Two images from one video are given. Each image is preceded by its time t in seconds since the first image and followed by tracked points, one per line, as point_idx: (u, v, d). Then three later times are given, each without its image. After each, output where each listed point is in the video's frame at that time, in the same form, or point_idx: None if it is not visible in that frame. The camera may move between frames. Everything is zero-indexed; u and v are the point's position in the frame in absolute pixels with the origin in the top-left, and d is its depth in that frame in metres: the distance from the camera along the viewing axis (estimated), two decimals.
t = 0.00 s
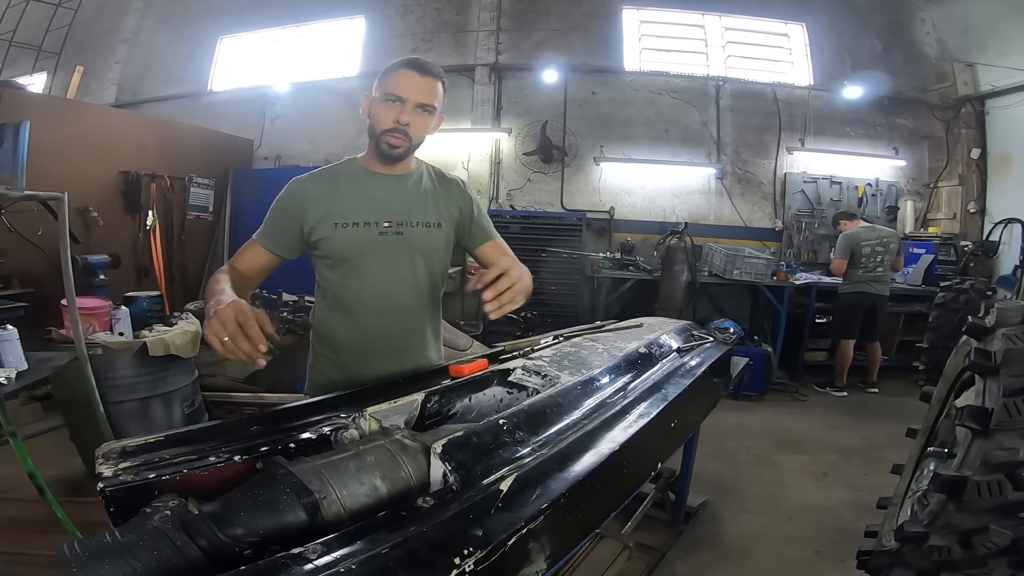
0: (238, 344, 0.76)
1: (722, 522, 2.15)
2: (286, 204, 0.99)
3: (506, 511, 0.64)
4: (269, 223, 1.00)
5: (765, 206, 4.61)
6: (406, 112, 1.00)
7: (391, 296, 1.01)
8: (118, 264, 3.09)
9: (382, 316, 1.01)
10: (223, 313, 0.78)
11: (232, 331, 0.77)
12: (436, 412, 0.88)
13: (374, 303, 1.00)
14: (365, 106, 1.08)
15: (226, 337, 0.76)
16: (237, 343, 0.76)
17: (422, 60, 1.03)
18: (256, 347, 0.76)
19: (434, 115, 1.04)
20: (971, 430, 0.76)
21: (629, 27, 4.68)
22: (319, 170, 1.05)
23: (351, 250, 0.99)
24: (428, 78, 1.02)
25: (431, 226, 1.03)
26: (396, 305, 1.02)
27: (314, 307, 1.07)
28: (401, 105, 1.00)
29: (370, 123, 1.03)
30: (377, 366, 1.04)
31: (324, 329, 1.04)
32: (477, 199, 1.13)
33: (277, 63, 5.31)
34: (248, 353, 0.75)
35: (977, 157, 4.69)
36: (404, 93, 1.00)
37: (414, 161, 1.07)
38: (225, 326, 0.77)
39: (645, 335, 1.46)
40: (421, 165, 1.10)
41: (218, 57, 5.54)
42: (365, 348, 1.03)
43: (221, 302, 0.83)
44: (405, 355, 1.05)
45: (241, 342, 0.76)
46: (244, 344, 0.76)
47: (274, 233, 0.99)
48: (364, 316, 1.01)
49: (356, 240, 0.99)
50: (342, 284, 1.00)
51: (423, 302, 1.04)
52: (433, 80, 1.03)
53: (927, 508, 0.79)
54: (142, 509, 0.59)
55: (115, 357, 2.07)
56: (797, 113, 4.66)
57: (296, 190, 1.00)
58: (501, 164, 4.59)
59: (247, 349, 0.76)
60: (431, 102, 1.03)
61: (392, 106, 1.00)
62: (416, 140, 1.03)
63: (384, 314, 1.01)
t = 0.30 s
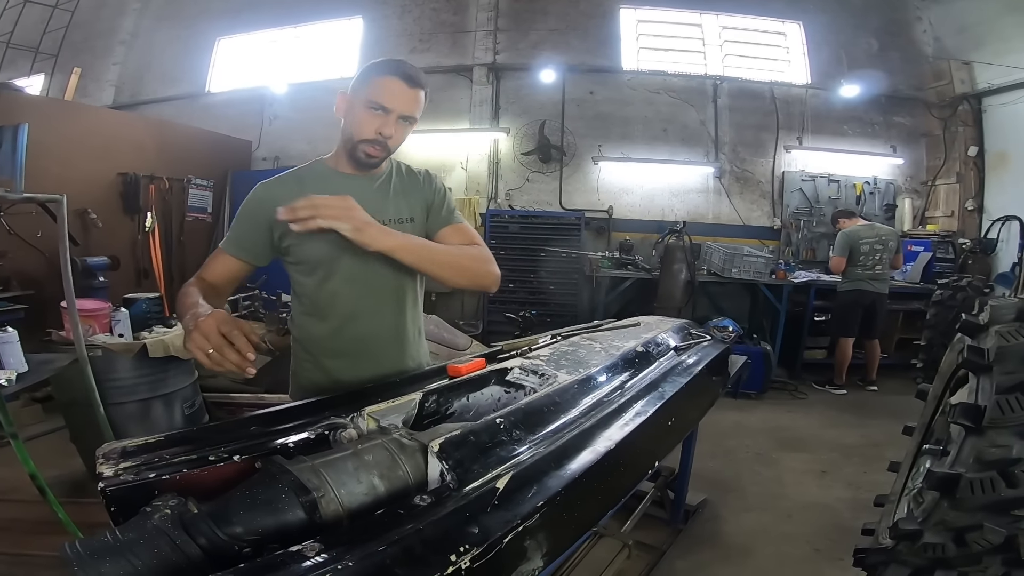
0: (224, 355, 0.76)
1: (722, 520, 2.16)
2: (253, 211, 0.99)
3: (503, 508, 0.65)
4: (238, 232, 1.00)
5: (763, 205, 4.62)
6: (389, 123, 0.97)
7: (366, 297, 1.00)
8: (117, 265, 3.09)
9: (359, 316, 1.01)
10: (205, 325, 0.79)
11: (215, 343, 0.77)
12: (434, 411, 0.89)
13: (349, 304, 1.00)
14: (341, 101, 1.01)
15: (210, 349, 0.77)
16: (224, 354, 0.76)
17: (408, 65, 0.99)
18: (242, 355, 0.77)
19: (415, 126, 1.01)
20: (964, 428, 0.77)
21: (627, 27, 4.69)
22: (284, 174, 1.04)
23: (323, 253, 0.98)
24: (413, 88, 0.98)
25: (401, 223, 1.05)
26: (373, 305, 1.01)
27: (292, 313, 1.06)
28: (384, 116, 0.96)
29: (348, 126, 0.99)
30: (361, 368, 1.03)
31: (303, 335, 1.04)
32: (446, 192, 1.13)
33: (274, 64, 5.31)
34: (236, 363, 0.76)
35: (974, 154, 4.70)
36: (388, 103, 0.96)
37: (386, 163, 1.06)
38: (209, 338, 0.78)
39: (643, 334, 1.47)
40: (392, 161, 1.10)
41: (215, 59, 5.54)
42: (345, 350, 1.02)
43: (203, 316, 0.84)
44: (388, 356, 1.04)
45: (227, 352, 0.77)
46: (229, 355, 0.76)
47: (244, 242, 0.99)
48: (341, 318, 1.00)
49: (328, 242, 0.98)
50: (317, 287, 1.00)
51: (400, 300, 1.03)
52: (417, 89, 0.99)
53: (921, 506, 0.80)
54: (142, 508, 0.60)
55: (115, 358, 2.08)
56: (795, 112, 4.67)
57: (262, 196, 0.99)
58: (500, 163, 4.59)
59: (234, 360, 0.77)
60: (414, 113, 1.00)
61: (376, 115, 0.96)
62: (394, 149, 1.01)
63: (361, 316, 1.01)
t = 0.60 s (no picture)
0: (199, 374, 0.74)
1: (720, 518, 2.16)
2: (227, 215, 0.96)
3: (495, 505, 0.65)
4: (211, 236, 0.96)
5: (760, 204, 4.63)
6: (360, 122, 0.96)
7: (349, 301, 1.00)
8: (114, 267, 3.09)
9: (340, 320, 1.01)
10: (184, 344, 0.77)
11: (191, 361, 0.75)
12: (429, 410, 0.89)
13: (330, 309, 0.99)
14: (314, 100, 1.02)
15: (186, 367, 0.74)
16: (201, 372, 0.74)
17: (379, 63, 0.98)
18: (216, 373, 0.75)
19: (389, 124, 1.01)
20: (955, 425, 0.77)
21: (623, 26, 4.70)
22: (257, 175, 1.01)
23: (302, 258, 0.97)
24: (385, 85, 0.98)
25: (384, 227, 1.03)
26: (357, 309, 1.01)
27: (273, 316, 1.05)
28: (355, 115, 0.96)
29: (320, 125, 0.99)
30: (342, 370, 1.04)
31: (286, 339, 1.03)
32: (426, 191, 1.12)
33: (270, 65, 5.31)
34: (208, 382, 0.73)
35: (969, 153, 4.68)
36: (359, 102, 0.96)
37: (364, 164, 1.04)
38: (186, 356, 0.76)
39: (638, 332, 1.47)
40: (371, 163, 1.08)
41: (212, 60, 5.54)
42: (326, 353, 1.03)
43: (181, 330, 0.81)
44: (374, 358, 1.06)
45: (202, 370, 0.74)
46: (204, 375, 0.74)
47: (218, 246, 0.96)
48: (325, 322, 1.00)
49: (308, 247, 0.97)
50: (298, 293, 0.99)
51: (384, 303, 1.04)
52: (391, 89, 0.98)
53: (914, 503, 0.81)
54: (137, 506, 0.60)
55: (112, 360, 2.09)
56: (791, 111, 4.68)
57: (237, 199, 0.96)
58: (496, 163, 4.59)
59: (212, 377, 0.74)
60: (387, 111, 0.99)
61: (347, 116, 0.96)
62: (369, 149, 1.00)
63: (345, 320, 1.01)
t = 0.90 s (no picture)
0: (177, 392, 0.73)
1: (718, 517, 2.16)
2: (221, 217, 0.93)
3: (489, 504, 0.65)
4: (204, 240, 0.93)
5: (757, 202, 4.63)
6: (345, 111, 0.97)
7: (351, 302, 1.00)
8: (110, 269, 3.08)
9: (340, 322, 1.00)
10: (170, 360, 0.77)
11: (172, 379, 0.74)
12: (424, 409, 0.89)
13: (331, 311, 0.98)
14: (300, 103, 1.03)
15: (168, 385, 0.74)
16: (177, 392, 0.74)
17: (359, 54, 1.00)
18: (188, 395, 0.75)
19: (375, 112, 1.01)
20: (951, 421, 0.76)
21: (619, 25, 4.70)
22: (247, 176, 0.98)
23: (303, 259, 0.95)
24: (367, 74, 0.99)
25: (383, 227, 1.03)
26: (358, 310, 1.01)
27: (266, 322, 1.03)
28: (339, 105, 0.97)
29: (307, 122, 0.99)
30: (341, 372, 1.03)
31: (281, 345, 1.01)
32: (417, 192, 1.15)
33: (266, 65, 5.30)
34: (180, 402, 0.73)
35: (965, 150, 4.72)
36: (342, 92, 0.97)
37: (357, 159, 1.04)
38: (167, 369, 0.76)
39: (635, 330, 1.47)
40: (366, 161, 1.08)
41: (207, 61, 5.53)
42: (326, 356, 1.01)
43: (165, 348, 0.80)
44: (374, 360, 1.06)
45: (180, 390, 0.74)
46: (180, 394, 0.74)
47: (212, 249, 0.92)
48: (326, 325, 0.99)
49: (310, 247, 0.95)
50: (296, 296, 0.97)
51: (383, 304, 1.04)
52: (374, 76, 1.00)
53: (911, 500, 0.81)
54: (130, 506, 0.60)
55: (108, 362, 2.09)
56: (787, 109, 4.69)
57: (231, 200, 0.93)
58: (493, 163, 4.59)
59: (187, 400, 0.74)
60: (372, 99, 1.00)
61: (331, 106, 0.97)
62: (358, 139, 1.00)
63: (346, 322, 1.00)
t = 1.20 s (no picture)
0: (292, 328, 0.71)
1: (719, 515, 2.16)
2: (233, 217, 0.90)
3: (490, 504, 0.64)
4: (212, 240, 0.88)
5: (755, 199, 4.63)
6: (355, 108, 0.98)
7: (365, 298, 1.02)
8: (107, 269, 3.07)
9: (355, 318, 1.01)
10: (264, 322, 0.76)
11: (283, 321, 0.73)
12: (424, 408, 0.88)
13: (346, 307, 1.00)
14: (307, 102, 1.03)
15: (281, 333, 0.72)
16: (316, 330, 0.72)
17: (366, 51, 1.00)
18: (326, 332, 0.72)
19: (384, 109, 1.02)
20: (954, 418, 0.76)
21: (617, 24, 4.69)
22: (252, 175, 0.96)
23: (318, 257, 0.96)
24: (376, 71, 0.99)
25: (390, 224, 1.07)
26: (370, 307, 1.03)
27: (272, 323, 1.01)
28: (349, 102, 0.97)
29: (316, 120, 0.99)
30: (353, 368, 1.04)
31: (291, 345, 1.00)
32: (411, 192, 1.19)
33: (262, 65, 5.28)
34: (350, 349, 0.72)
35: (962, 148, 4.71)
36: (351, 89, 0.97)
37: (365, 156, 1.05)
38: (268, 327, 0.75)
39: (635, 328, 1.47)
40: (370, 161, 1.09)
41: (204, 61, 5.51)
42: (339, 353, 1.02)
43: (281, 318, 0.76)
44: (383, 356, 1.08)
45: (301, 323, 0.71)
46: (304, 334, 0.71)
47: (224, 250, 0.89)
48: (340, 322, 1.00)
49: (326, 245, 0.96)
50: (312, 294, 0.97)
51: (391, 299, 1.07)
52: (381, 73, 1.00)
53: (915, 498, 0.80)
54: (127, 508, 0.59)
55: (107, 362, 2.09)
56: (785, 106, 4.68)
57: (241, 201, 0.91)
58: (491, 162, 4.58)
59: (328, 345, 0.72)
60: (381, 95, 1.00)
61: (341, 103, 0.97)
62: (368, 136, 1.00)
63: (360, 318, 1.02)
